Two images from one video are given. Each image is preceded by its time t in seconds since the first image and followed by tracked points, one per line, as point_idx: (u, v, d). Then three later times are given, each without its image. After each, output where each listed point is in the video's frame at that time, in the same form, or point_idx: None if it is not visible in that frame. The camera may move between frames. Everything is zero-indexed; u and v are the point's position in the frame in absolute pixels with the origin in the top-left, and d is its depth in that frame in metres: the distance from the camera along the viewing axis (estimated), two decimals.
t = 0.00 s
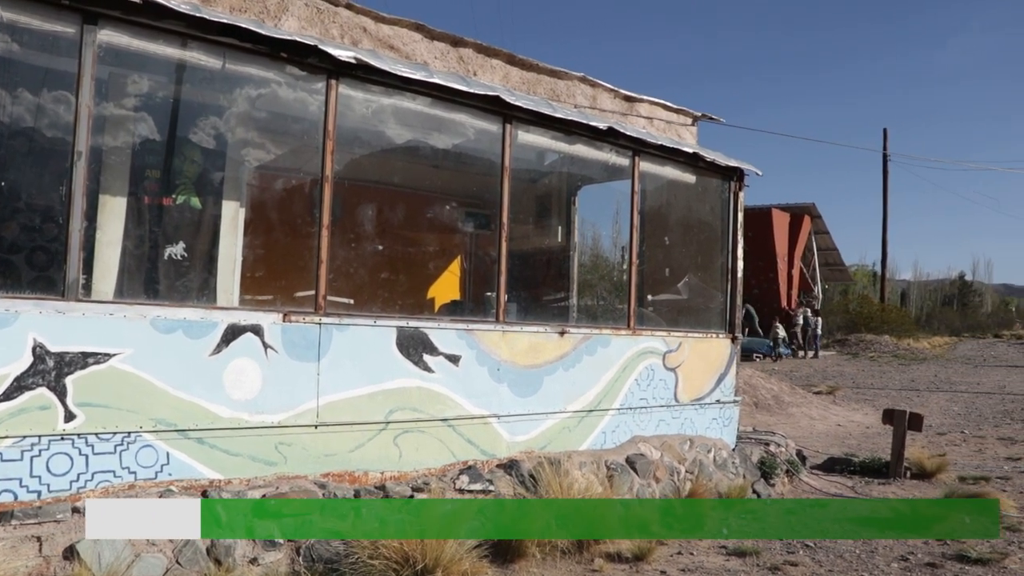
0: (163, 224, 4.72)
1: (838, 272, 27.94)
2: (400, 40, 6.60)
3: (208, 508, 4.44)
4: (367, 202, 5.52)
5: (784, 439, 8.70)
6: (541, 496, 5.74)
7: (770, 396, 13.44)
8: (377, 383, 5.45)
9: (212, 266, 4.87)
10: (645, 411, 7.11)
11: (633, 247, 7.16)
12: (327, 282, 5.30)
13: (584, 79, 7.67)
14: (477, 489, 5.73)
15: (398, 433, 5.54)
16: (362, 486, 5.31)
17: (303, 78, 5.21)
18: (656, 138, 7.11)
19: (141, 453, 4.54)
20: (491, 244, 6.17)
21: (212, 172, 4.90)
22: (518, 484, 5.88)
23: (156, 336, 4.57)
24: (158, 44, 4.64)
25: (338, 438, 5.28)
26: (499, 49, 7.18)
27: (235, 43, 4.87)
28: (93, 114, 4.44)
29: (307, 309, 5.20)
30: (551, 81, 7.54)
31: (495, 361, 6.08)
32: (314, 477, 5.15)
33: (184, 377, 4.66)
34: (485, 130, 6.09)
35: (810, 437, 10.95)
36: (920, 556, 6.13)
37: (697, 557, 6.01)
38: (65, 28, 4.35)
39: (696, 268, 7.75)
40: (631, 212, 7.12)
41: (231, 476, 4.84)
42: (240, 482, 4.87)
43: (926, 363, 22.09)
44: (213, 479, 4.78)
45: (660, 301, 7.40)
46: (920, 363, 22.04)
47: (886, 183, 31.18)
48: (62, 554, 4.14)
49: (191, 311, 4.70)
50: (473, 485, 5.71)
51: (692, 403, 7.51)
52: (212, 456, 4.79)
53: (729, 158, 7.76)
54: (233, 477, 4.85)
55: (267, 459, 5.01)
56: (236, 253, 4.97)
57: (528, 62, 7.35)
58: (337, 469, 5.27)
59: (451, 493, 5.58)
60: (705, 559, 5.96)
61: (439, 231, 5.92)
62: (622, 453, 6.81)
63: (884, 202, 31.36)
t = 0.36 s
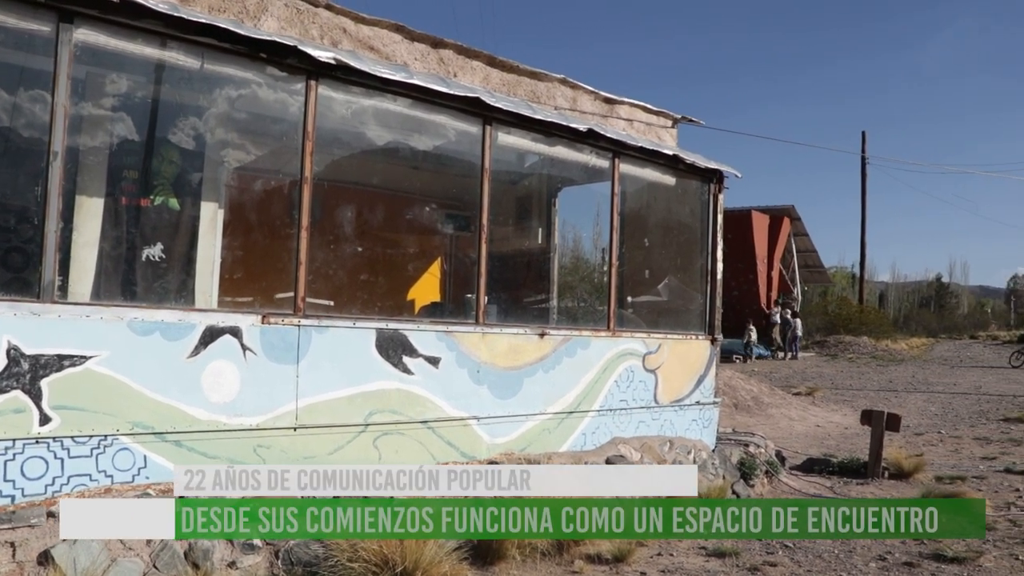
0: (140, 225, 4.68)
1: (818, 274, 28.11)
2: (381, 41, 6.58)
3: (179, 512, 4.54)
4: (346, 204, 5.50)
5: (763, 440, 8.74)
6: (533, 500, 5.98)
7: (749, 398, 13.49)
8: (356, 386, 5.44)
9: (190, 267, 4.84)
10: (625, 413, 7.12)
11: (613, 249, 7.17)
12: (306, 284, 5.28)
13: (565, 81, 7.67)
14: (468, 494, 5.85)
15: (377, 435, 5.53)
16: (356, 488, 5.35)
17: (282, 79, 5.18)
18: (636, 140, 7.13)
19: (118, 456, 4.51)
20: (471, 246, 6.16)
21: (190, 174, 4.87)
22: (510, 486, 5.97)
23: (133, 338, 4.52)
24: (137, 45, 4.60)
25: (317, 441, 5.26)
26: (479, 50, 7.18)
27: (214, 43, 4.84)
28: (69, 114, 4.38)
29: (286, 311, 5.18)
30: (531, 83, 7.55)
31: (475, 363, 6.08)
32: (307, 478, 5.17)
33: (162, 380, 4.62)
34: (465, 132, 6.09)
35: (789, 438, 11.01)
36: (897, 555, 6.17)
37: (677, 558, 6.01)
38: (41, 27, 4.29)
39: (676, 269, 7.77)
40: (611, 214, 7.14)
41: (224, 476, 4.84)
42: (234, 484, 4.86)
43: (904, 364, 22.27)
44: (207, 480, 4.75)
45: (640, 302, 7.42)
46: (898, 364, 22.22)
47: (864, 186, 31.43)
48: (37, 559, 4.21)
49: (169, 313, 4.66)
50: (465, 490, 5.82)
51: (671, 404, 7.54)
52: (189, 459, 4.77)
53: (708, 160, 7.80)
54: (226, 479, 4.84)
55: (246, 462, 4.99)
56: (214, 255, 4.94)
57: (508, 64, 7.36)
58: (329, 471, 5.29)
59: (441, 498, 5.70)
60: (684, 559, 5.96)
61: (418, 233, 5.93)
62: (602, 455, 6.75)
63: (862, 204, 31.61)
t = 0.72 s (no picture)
0: (118, 225, 4.64)
1: (796, 277, 28.25)
2: (361, 42, 6.57)
3: (179, 512, 4.61)
4: (325, 205, 5.48)
5: (742, 442, 8.78)
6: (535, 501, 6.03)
7: (729, 401, 13.55)
8: (336, 387, 5.42)
9: (168, 268, 4.81)
10: (604, 415, 7.14)
11: (593, 252, 7.19)
12: (285, 285, 5.26)
13: (546, 84, 7.68)
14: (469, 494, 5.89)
15: (357, 437, 5.53)
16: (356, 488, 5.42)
17: (262, 78, 5.16)
18: (616, 143, 7.15)
19: (94, 458, 4.47)
20: (452, 247, 6.16)
21: (169, 173, 4.82)
22: (510, 487, 6.09)
23: (110, 339, 4.49)
24: (115, 43, 4.56)
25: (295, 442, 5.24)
26: (460, 52, 7.18)
27: (193, 42, 4.81)
28: (45, 112, 4.34)
29: (265, 312, 5.16)
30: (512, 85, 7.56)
31: (455, 365, 6.07)
32: (307, 479, 5.24)
33: (138, 381, 4.58)
34: (446, 133, 6.09)
35: (766, 440, 11.07)
36: (874, 557, 6.21)
37: (656, 560, 6.01)
38: (17, 23, 4.25)
39: (656, 272, 7.79)
40: (591, 217, 7.15)
41: (224, 476, 4.88)
42: (234, 484, 4.89)
43: (881, 368, 22.44)
44: (207, 480, 4.80)
45: (620, 305, 7.43)
46: (876, 367, 22.39)
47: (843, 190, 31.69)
48: (9, 563, 4.07)
49: (147, 314, 4.63)
50: (465, 490, 5.85)
51: (651, 406, 7.57)
52: (166, 460, 4.73)
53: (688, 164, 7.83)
54: (226, 479, 4.88)
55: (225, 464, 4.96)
56: (193, 255, 4.91)
57: (489, 66, 7.37)
58: (307, 472, 5.28)
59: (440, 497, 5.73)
60: (664, 562, 5.96)
61: (398, 235, 5.89)
62: (581, 457, 6.78)
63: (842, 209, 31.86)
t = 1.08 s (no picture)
0: (97, 226, 4.60)
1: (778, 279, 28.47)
2: (342, 42, 6.56)
3: (179, 511, 4.71)
4: (306, 206, 5.46)
5: (723, 442, 8.82)
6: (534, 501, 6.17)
7: (710, 401, 13.60)
8: (317, 389, 5.40)
9: (148, 269, 4.77)
10: (586, 416, 7.15)
11: (575, 253, 7.21)
12: (266, 287, 5.24)
13: (527, 85, 7.69)
14: (469, 494, 6.00)
15: (339, 438, 5.52)
16: (356, 487, 5.50)
17: (242, 78, 5.13)
18: (598, 144, 7.17)
19: (73, 461, 4.42)
20: (433, 248, 6.15)
21: (149, 174, 4.79)
22: (510, 487, 6.18)
23: (89, 342, 4.45)
24: (93, 42, 4.53)
25: (275, 444, 5.23)
26: (442, 53, 7.18)
27: (172, 41, 4.78)
28: (22, 112, 4.30)
29: (245, 313, 5.13)
30: (493, 86, 7.56)
31: (437, 366, 6.07)
32: (307, 479, 5.30)
33: (117, 383, 4.55)
34: (427, 134, 6.08)
35: (748, 440, 11.11)
36: (854, 556, 6.25)
37: (638, 560, 6.03)
38: None
39: (637, 272, 7.81)
40: (573, 217, 7.17)
41: (224, 476, 4.95)
42: (233, 484, 4.96)
43: (862, 367, 22.61)
44: (206, 481, 4.86)
45: (602, 305, 7.45)
46: (856, 367, 22.55)
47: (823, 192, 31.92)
48: None
49: (126, 315, 4.59)
50: (465, 489, 5.96)
51: (632, 407, 7.59)
52: (146, 464, 4.70)
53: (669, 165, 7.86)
54: (227, 479, 4.96)
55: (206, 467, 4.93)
56: (173, 257, 4.88)
57: (470, 66, 7.37)
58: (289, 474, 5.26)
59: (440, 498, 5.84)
60: (645, 562, 5.98)
61: (379, 236, 5.88)
62: (564, 457, 6.79)
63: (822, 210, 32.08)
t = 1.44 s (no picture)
0: (78, 224, 4.57)
1: (760, 279, 28.69)
2: (326, 41, 6.54)
3: (180, 512, 4.64)
4: (289, 205, 5.44)
5: (705, 443, 8.85)
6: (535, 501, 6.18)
7: (692, 402, 13.65)
8: (299, 389, 5.38)
9: (129, 268, 4.74)
10: (569, 416, 7.17)
11: (558, 254, 7.22)
12: (248, 286, 5.22)
13: (511, 85, 7.70)
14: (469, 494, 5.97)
15: (321, 438, 5.50)
16: (356, 487, 5.54)
17: (224, 76, 5.10)
18: (582, 145, 7.19)
19: (52, 461, 4.40)
20: (416, 248, 6.14)
21: (130, 172, 4.76)
22: (510, 486, 6.26)
23: (69, 341, 4.42)
24: (75, 39, 4.50)
25: (257, 444, 5.21)
26: (426, 52, 7.18)
27: (154, 39, 4.76)
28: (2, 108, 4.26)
29: (227, 313, 5.11)
30: (477, 86, 7.57)
31: (420, 366, 6.06)
32: (307, 479, 5.33)
33: (97, 383, 4.52)
34: (411, 134, 6.08)
35: (729, 441, 11.16)
36: (835, 556, 6.29)
37: (620, 560, 6.04)
38: None
39: (620, 273, 7.83)
40: (556, 218, 7.18)
41: (224, 476, 4.98)
42: (234, 484, 4.98)
43: (843, 368, 22.77)
44: (207, 480, 4.89)
45: (585, 306, 7.47)
46: (838, 368, 22.70)
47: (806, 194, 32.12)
48: None
49: (107, 314, 4.56)
50: (465, 489, 5.93)
51: (615, 407, 7.61)
52: (127, 464, 4.68)
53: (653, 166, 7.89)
54: (227, 479, 4.99)
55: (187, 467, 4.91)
56: (154, 256, 4.84)
57: (454, 66, 7.36)
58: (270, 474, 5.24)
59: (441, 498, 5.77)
60: (628, 562, 5.99)
61: (362, 236, 5.85)
62: (546, 458, 6.76)
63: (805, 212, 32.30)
